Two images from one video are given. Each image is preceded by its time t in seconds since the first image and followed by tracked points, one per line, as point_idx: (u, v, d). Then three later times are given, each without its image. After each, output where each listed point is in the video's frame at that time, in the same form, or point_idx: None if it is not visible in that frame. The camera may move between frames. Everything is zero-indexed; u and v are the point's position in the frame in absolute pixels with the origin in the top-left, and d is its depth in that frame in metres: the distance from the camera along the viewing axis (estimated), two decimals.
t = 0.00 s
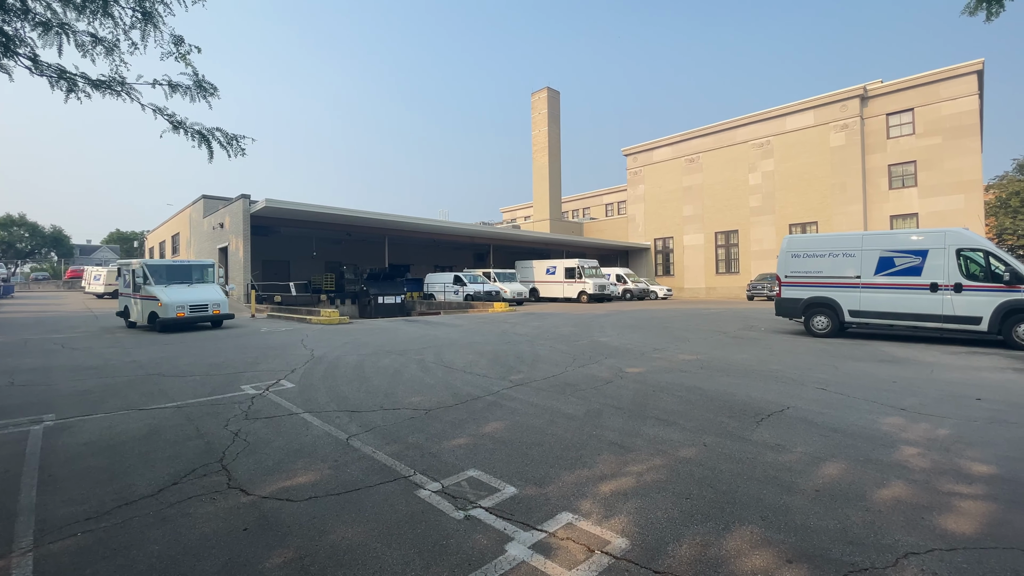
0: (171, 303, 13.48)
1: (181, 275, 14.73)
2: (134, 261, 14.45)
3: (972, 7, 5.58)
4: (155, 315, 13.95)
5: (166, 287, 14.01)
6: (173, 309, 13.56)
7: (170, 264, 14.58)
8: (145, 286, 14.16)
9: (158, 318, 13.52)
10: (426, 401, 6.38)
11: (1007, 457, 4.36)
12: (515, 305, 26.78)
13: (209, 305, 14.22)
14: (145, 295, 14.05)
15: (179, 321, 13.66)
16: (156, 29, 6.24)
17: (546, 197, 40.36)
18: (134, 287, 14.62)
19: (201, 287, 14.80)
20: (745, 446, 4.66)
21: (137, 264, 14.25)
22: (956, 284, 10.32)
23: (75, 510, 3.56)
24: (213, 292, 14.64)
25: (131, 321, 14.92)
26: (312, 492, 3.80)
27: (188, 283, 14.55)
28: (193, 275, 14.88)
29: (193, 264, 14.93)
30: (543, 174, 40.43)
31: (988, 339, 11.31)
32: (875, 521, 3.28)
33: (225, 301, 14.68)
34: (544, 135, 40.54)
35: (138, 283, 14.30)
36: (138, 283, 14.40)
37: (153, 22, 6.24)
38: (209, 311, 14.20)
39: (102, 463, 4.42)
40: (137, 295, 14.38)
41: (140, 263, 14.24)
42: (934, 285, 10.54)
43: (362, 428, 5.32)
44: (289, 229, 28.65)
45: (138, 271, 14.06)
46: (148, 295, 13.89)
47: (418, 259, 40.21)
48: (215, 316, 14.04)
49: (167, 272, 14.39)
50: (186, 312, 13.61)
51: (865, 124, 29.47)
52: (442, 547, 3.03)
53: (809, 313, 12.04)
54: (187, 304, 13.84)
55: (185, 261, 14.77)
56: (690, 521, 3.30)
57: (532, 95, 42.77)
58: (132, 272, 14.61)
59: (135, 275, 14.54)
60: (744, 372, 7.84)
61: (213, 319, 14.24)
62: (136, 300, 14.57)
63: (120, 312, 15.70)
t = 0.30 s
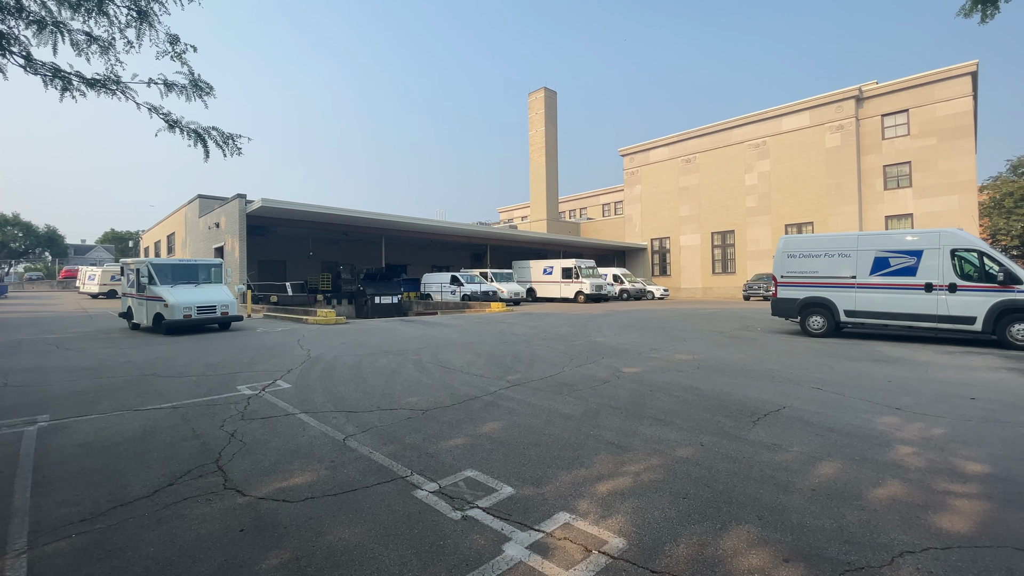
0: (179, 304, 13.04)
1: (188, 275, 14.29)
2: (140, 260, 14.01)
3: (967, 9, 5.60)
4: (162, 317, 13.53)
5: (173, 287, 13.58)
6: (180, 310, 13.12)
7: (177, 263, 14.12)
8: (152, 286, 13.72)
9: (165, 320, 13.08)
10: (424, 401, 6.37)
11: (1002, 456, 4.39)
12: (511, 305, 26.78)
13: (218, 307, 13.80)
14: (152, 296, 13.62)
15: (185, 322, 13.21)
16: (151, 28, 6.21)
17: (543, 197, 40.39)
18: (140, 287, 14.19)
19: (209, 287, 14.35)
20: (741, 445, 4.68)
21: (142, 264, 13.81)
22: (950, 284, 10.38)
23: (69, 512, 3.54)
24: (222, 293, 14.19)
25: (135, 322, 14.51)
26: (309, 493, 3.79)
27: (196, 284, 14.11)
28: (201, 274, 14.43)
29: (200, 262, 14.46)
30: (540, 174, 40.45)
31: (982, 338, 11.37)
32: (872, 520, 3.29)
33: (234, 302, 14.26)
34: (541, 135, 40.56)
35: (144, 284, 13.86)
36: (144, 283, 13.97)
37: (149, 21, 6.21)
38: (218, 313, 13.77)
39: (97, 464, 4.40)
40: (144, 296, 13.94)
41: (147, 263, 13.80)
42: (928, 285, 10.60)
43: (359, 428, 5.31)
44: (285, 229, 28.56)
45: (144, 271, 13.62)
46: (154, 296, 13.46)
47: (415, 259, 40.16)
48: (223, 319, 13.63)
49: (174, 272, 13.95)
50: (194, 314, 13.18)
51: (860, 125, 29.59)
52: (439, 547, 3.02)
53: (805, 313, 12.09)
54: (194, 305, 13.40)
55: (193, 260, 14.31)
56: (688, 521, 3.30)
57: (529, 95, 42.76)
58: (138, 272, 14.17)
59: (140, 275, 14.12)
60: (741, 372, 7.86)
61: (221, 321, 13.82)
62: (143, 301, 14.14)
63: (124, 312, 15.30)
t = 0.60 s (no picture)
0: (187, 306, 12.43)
1: (196, 274, 13.70)
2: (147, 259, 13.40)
3: (962, 11, 5.63)
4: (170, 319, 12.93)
5: (181, 288, 12.96)
6: (189, 312, 12.50)
7: (184, 262, 13.51)
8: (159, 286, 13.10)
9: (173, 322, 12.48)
10: (421, 401, 6.37)
11: (998, 455, 4.41)
12: (509, 305, 26.76)
13: (228, 308, 13.20)
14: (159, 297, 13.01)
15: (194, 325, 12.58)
16: (147, 26, 6.18)
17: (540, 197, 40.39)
18: (147, 287, 13.58)
19: (219, 287, 13.73)
20: (738, 445, 4.68)
21: (148, 263, 13.21)
22: (946, 284, 10.42)
23: (65, 513, 3.52)
24: (232, 293, 13.57)
25: (141, 323, 13.94)
26: (306, 493, 3.79)
27: (205, 284, 13.50)
28: (210, 273, 13.82)
29: (208, 261, 13.84)
30: (538, 174, 40.46)
31: (977, 338, 11.41)
32: (867, 519, 3.30)
33: (244, 303, 13.61)
34: (539, 135, 40.57)
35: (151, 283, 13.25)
36: (151, 283, 13.36)
37: (145, 19, 6.18)
38: (228, 315, 13.16)
39: (93, 464, 4.38)
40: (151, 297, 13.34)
41: (154, 262, 13.19)
42: (924, 285, 10.64)
43: (356, 429, 5.30)
44: (282, 229, 28.50)
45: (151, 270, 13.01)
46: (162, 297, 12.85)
47: (412, 259, 40.09)
48: (233, 321, 13.01)
49: (182, 272, 13.33)
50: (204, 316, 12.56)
51: (856, 125, 29.70)
52: (436, 548, 3.02)
53: (802, 313, 12.13)
54: (204, 307, 12.74)
55: (202, 258, 13.70)
56: (685, 520, 3.31)
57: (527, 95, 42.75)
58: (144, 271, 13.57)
59: (146, 274, 13.54)
60: (738, 372, 7.88)
61: (231, 323, 13.21)
62: (149, 301, 13.54)
63: (128, 313, 14.75)
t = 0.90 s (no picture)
0: (199, 308, 11.73)
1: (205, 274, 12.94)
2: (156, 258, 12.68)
3: (959, 11, 5.64)
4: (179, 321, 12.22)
5: (191, 289, 12.22)
6: (200, 314, 11.79)
7: (193, 261, 12.79)
8: (168, 287, 12.38)
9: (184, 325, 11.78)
10: (419, 401, 6.37)
11: (994, 454, 4.43)
12: (507, 305, 26.74)
13: (240, 310, 12.47)
14: (168, 298, 12.29)
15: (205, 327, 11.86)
16: (145, 25, 6.17)
17: (538, 197, 40.39)
18: (154, 287, 12.87)
19: (231, 288, 13.00)
20: (736, 444, 4.70)
21: (156, 262, 12.53)
22: (943, 284, 10.46)
23: (62, 513, 3.51)
24: (244, 295, 12.84)
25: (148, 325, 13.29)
26: (303, 493, 3.78)
27: (215, 284, 12.79)
28: (220, 273, 13.10)
29: (218, 260, 13.14)
30: (536, 174, 40.46)
31: (974, 338, 11.45)
32: (863, 518, 3.31)
33: (257, 305, 12.88)
34: (537, 135, 40.58)
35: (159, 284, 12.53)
36: (159, 283, 12.64)
37: (142, 18, 6.16)
38: (240, 317, 12.45)
39: (89, 464, 4.37)
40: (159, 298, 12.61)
41: (162, 261, 12.48)
42: (921, 285, 10.67)
43: (353, 429, 5.29)
44: (279, 228, 28.42)
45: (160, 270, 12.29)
46: (172, 298, 12.13)
47: (411, 259, 40.04)
48: (247, 323, 12.33)
49: (191, 271, 12.61)
50: (216, 319, 11.87)
51: (854, 125, 29.77)
52: (435, 548, 3.02)
53: (799, 313, 12.16)
54: (215, 309, 12.00)
55: (212, 257, 12.99)
56: (682, 520, 3.31)
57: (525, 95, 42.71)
58: (152, 271, 12.86)
59: (153, 274, 12.85)
60: (735, 371, 7.88)
61: (243, 326, 12.52)
62: (157, 302, 12.84)
63: (134, 314, 14.11)
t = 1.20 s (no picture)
0: (213, 309, 11.11)
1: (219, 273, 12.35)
2: (168, 257, 12.08)
3: (956, 12, 5.66)
4: (191, 323, 11.60)
5: (204, 289, 11.63)
6: (214, 316, 11.16)
7: (206, 260, 12.18)
8: (180, 287, 11.76)
9: (197, 327, 11.14)
10: (418, 400, 6.37)
11: (991, 454, 4.45)
12: (505, 305, 26.73)
13: (256, 312, 11.85)
14: (181, 299, 11.68)
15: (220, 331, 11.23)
16: (143, 24, 6.16)
17: (537, 197, 40.37)
18: (165, 288, 12.26)
19: (245, 289, 12.39)
20: (734, 444, 4.70)
21: (168, 261, 11.95)
22: (939, 284, 10.49)
23: (60, 513, 3.51)
24: (259, 296, 12.21)
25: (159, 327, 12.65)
26: (302, 493, 3.78)
27: (229, 284, 12.17)
28: (233, 273, 12.49)
29: (232, 260, 12.53)
30: (534, 174, 40.47)
31: (971, 338, 11.48)
32: (861, 517, 3.32)
33: (273, 306, 12.25)
34: (535, 135, 40.60)
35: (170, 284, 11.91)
36: (171, 283, 12.01)
37: (140, 17, 6.15)
38: (256, 319, 11.81)
39: (86, 465, 4.36)
40: (170, 299, 11.99)
41: (174, 260, 11.87)
42: (918, 285, 10.71)
43: (352, 429, 5.28)
44: (277, 228, 28.38)
45: (172, 269, 11.69)
46: (184, 299, 11.51)
47: (409, 259, 39.99)
48: (262, 327, 11.69)
49: (203, 271, 12.00)
50: (231, 321, 11.24)
51: (851, 126, 29.81)
52: (433, 548, 3.02)
53: (797, 313, 12.18)
54: (230, 311, 11.38)
55: (226, 257, 12.39)
56: (681, 519, 3.32)
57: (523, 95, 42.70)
58: (163, 270, 12.25)
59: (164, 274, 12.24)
60: (733, 371, 7.89)
61: (258, 329, 11.88)
62: (168, 304, 12.22)
63: (143, 316, 13.52)
